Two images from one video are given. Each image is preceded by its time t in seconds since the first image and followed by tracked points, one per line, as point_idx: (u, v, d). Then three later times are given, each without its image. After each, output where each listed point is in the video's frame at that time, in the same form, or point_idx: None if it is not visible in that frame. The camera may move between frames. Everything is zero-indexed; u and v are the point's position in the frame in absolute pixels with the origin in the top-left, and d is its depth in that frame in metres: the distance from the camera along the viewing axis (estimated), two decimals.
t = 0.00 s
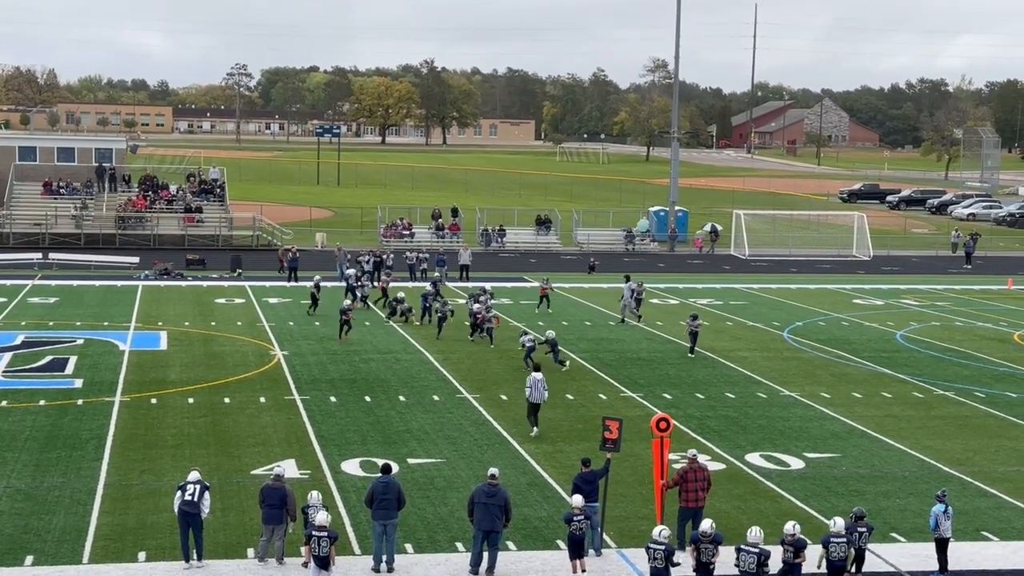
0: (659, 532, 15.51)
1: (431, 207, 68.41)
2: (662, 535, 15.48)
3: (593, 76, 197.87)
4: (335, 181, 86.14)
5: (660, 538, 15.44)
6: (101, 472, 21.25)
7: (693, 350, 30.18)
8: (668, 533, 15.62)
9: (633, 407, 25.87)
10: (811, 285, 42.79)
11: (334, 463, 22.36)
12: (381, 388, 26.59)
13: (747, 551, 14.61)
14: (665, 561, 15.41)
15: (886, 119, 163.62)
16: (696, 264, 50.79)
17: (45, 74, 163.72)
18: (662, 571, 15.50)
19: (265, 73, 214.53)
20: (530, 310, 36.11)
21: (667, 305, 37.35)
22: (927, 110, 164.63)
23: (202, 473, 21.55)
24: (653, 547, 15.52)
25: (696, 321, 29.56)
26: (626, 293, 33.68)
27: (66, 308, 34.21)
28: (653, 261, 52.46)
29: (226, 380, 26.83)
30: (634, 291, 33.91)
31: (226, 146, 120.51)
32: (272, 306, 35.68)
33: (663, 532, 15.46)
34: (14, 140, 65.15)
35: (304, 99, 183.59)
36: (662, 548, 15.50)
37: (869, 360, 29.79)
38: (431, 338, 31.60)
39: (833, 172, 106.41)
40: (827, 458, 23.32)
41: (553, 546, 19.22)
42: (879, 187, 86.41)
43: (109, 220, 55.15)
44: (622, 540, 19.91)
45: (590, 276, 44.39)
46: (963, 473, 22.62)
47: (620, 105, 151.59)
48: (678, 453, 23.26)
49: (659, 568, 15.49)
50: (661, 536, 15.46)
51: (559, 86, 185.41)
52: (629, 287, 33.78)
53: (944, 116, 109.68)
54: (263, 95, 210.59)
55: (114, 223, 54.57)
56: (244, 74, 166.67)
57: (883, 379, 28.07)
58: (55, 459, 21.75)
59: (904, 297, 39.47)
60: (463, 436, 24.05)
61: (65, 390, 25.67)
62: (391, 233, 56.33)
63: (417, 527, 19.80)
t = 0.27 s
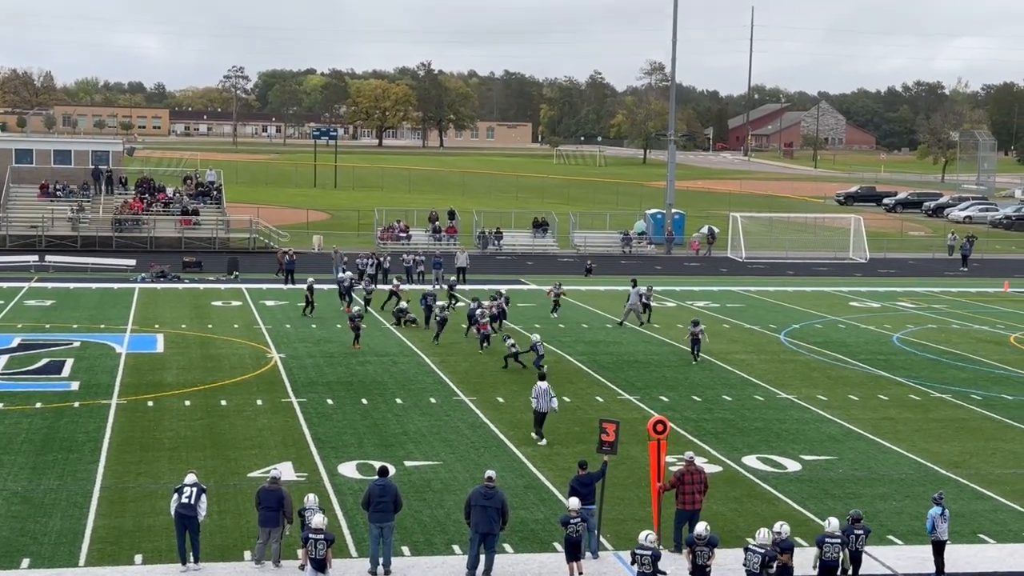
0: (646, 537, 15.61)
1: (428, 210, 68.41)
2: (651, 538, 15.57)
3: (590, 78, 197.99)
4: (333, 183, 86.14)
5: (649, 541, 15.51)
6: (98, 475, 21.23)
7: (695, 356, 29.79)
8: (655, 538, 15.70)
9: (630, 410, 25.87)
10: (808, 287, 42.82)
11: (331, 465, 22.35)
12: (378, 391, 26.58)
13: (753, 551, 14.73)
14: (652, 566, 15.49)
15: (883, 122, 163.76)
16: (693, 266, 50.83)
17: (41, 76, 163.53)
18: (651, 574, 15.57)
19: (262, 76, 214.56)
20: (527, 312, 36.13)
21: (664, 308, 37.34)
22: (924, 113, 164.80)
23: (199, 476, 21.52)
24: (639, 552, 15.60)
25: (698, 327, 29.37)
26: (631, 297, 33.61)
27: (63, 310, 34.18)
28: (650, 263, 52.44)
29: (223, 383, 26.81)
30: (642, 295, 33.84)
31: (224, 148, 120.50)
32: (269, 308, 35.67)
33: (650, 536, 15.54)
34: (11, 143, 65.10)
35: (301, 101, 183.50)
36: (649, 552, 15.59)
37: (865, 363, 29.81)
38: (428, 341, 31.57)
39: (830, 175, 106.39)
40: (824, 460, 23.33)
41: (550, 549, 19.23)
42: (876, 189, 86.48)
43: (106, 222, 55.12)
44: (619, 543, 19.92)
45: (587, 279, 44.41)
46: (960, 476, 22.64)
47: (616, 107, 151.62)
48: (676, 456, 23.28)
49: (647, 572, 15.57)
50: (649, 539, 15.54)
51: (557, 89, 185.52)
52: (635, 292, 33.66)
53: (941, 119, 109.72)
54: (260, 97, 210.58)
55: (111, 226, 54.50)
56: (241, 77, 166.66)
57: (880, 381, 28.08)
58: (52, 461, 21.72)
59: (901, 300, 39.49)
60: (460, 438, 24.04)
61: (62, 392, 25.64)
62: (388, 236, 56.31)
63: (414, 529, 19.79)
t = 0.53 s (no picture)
0: (632, 536, 15.68)
1: (424, 212, 68.41)
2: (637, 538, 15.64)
3: (586, 81, 198.12)
4: (329, 185, 86.14)
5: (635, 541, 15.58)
6: (93, 477, 21.21)
7: (698, 364, 29.45)
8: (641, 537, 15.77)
9: (626, 412, 25.89)
10: (803, 290, 42.86)
11: (326, 468, 22.35)
12: (374, 393, 26.58)
13: (761, 551, 14.86)
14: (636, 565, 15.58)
15: (879, 124, 164.01)
16: (688, 268, 50.85)
17: (37, 78, 163.54)
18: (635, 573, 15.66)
19: (258, 78, 214.61)
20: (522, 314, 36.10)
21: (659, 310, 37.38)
22: (919, 115, 165.05)
23: (195, 478, 21.52)
24: (625, 551, 15.68)
25: (700, 334, 28.91)
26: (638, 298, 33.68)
27: (58, 312, 34.14)
28: (645, 265, 52.50)
29: (218, 385, 26.79)
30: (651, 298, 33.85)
31: (220, 150, 120.51)
32: (265, 310, 35.64)
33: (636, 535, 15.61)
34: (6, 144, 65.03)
35: (297, 103, 183.57)
36: (634, 552, 15.67)
37: (861, 365, 29.85)
38: (423, 343, 31.59)
39: (825, 177, 106.54)
40: (819, 462, 23.35)
41: (546, 551, 19.23)
42: (871, 192, 86.59)
43: (101, 224, 55.10)
44: (615, 545, 19.94)
45: (583, 281, 44.44)
46: (955, 478, 22.67)
47: (612, 110, 151.80)
48: (671, 458, 23.30)
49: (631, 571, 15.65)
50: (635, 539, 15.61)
51: (552, 91, 185.65)
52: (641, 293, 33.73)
53: (936, 122, 109.90)
54: (256, 99, 210.58)
55: (106, 228, 54.46)
56: (237, 79, 166.60)
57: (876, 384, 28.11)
58: (47, 463, 21.71)
59: (897, 302, 39.53)
60: (455, 440, 24.04)
61: (57, 394, 25.61)
62: (384, 238, 56.30)
63: (409, 532, 19.80)
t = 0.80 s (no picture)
0: (622, 537, 15.66)
1: (418, 213, 68.38)
2: (626, 540, 15.63)
3: (580, 82, 198.23)
4: (323, 187, 86.08)
5: (625, 542, 15.59)
6: (87, 478, 21.18)
7: (694, 370, 28.99)
8: (632, 538, 15.76)
9: (620, 414, 25.87)
10: (798, 291, 42.88)
11: (321, 469, 22.33)
12: (368, 395, 26.56)
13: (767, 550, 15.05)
14: (626, 565, 15.58)
15: (873, 126, 164.19)
16: (683, 270, 50.87)
17: (31, 78, 163.19)
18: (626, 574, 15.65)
19: (252, 80, 214.50)
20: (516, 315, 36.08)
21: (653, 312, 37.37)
22: (913, 117, 165.25)
23: (189, 480, 21.48)
24: (615, 552, 15.68)
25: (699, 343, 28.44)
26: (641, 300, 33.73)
27: (52, 314, 34.07)
28: (640, 267, 52.46)
29: (212, 386, 26.75)
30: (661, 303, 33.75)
31: (214, 151, 120.42)
32: (259, 312, 35.60)
33: (626, 536, 15.61)
34: None
35: (291, 105, 183.39)
36: (624, 553, 15.66)
37: (855, 366, 29.86)
38: (417, 344, 31.55)
39: (819, 179, 106.55)
40: (813, 464, 23.36)
41: (540, 552, 19.23)
42: (865, 194, 86.68)
43: (95, 226, 55.02)
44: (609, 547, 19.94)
45: (578, 282, 44.44)
46: (950, 480, 22.68)
47: (607, 111, 151.75)
48: (666, 459, 23.31)
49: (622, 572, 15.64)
50: (625, 540, 15.60)
51: (547, 93, 185.70)
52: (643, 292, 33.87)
53: (930, 124, 110.00)
54: (250, 101, 210.46)
55: (101, 229, 54.35)
56: (231, 80, 166.49)
57: (870, 385, 28.13)
58: (40, 465, 21.66)
59: (891, 304, 39.57)
60: (450, 442, 24.01)
61: (51, 396, 25.56)
62: (378, 239, 56.26)
63: (404, 533, 19.78)
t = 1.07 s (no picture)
0: (618, 538, 15.64)
1: (412, 214, 68.35)
2: (624, 540, 15.64)
3: (574, 82, 198.32)
4: (317, 187, 86.02)
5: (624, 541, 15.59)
6: (80, 479, 21.15)
7: (694, 376, 28.37)
8: (627, 539, 15.74)
9: (614, 414, 25.89)
10: (792, 292, 42.92)
11: (314, 470, 22.32)
12: (362, 395, 26.54)
13: (780, 551, 15.26)
14: (623, 566, 15.56)
15: (866, 126, 164.41)
16: (676, 270, 50.90)
17: (25, 78, 163.07)
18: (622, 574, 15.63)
19: (246, 80, 214.37)
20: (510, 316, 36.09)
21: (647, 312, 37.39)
22: (907, 118, 165.48)
23: (182, 480, 21.47)
24: (610, 553, 15.66)
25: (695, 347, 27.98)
26: (642, 301, 33.80)
27: (45, 314, 34.02)
28: (633, 268, 52.51)
29: (205, 387, 26.73)
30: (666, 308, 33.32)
31: (207, 152, 120.31)
32: (253, 312, 35.56)
33: (623, 536, 15.59)
34: None
35: (285, 105, 183.33)
36: (620, 553, 15.65)
37: (848, 367, 29.90)
38: (410, 344, 31.55)
39: (813, 180, 106.73)
40: (807, 464, 23.39)
41: (533, 552, 19.25)
42: (859, 194, 86.77)
43: (88, 226, 54.96)
44: (602, 547, 19.96)
45: (571, 283, 44.46)
46: (942, 480, 22.72)
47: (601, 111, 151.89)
48: (659, 460, 23.34)
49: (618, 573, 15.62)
50: (622, 541, 15.62)
51: (541, 93, 185.73)
52: (645, 294, 33.94)
53: (923, 123, 110.20)
54: (244, 101, 210.32)
55: (94, 229, 54.31)
56: (224, 80, 166.36)
57: (863, 386, 28.17)
58: (33, 466, 21.63)
59: (884, 305, 39.62)
60: (443, 442, 24.02)
61: (44, 396, 25.52)
62: (372, 240, 56.23)
63: (397, 534, 19.78)
